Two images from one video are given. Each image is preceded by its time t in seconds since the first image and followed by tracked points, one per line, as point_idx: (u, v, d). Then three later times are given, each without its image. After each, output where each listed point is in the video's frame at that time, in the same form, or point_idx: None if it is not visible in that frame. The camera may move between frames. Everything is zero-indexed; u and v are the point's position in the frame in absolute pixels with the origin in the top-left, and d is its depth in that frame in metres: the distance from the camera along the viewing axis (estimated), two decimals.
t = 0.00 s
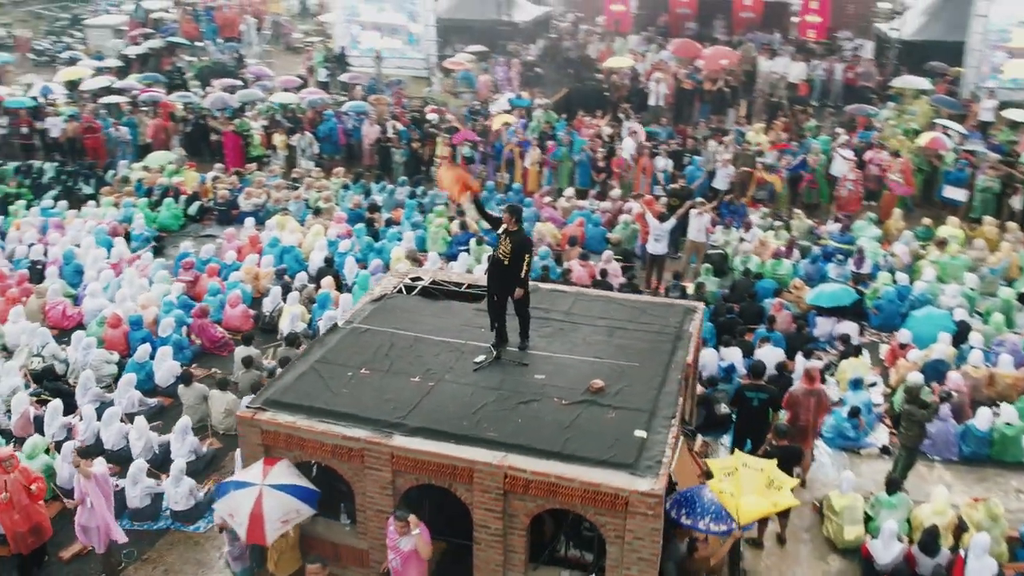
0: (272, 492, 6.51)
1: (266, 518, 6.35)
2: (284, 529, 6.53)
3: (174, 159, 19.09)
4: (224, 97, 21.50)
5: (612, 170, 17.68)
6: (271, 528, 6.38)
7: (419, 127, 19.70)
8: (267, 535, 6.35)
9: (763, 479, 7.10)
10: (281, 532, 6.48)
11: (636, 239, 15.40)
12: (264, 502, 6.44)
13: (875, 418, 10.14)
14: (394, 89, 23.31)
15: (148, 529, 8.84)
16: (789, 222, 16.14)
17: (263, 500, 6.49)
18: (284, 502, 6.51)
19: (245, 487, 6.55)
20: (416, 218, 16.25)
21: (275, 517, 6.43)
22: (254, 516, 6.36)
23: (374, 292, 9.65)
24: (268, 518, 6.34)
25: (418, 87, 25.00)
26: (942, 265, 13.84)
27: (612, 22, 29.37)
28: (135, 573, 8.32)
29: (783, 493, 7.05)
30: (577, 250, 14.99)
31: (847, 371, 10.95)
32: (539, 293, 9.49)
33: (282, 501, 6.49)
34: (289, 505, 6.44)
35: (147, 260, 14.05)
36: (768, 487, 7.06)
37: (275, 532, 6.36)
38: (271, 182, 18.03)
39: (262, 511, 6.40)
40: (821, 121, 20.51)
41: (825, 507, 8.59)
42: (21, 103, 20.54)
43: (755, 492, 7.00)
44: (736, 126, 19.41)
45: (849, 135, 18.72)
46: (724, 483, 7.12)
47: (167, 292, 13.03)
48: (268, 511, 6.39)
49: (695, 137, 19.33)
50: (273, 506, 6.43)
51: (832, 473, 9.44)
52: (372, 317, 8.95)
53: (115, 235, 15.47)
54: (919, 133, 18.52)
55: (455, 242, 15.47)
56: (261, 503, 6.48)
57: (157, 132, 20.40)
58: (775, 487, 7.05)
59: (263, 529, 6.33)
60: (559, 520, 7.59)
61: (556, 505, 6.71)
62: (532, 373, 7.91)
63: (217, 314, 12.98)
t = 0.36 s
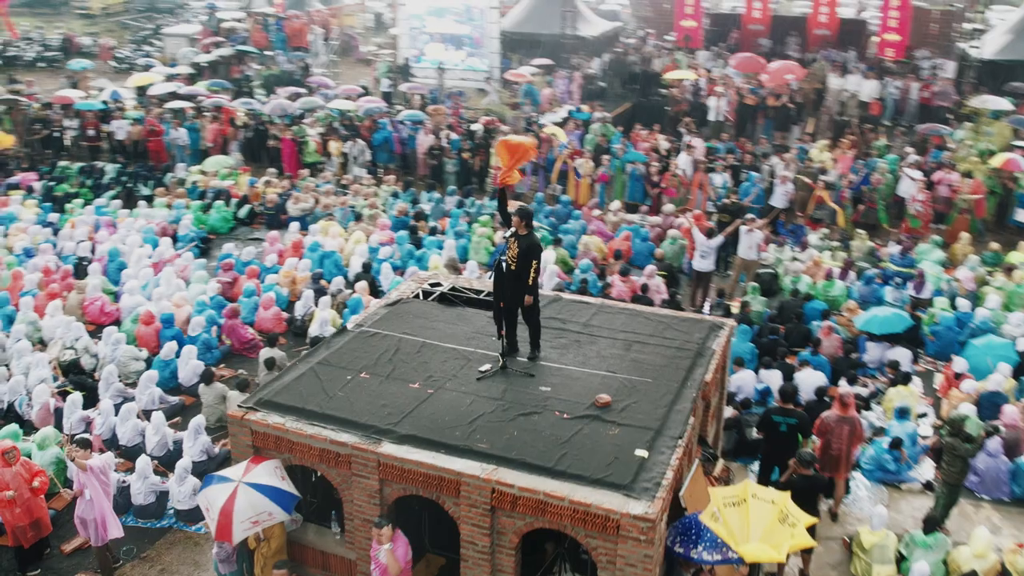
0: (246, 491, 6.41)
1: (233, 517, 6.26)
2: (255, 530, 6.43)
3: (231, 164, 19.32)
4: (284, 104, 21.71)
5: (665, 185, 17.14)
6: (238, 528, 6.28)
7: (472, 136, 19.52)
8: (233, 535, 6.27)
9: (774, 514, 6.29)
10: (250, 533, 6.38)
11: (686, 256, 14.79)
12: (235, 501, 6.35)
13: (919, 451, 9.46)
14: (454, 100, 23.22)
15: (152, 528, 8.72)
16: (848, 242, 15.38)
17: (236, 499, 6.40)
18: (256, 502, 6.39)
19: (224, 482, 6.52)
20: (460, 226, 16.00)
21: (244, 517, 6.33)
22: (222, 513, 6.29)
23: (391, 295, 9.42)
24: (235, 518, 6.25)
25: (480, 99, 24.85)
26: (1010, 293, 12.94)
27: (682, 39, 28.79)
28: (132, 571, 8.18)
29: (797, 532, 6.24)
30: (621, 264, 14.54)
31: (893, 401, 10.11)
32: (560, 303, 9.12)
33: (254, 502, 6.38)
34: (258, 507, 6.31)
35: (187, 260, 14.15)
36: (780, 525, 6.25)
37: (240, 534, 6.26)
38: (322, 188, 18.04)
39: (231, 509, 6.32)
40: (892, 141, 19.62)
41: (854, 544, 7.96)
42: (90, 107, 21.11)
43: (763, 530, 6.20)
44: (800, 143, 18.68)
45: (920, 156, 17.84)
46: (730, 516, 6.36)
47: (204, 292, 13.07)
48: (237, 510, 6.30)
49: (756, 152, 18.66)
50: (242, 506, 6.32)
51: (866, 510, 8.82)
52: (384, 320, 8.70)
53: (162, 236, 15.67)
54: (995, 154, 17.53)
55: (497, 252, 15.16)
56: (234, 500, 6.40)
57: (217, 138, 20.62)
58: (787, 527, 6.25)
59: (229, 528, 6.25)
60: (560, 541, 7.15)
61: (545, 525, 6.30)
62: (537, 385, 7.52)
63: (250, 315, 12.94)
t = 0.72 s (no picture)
0: (225, 487, 6.27)
1: (205, 514, 6.13)
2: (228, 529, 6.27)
3: (296, 170, 19.46)
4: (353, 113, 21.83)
5: (730, 202, 16.49)
6: (210, 526, 6.14)
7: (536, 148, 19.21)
8: (204, 532, 6.13)
9: (791, 556, 5.63)
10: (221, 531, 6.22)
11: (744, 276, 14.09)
12: (213, 495, 6.21)
13: (975, 491, 8.67)
14: (524, 114, 22.97)
15: (162, 524, 8.61)
16: (922, 267, 14.48)
17: (214, 493, 6.27)
18: (232, 500, 6.24)
19: (210, 474, 6.40)
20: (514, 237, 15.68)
21: (217, 514, 6.18)
22: (197, 506, 6.16)
23: (414, 299, 9.17)
24: (208, 513, 6.11)
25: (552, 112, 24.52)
26: None
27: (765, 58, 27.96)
28: (134, 566, 8.05)
29: None
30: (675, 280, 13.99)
31: (950, 434, 9.38)
32: (586, 314, 8.72)
33: (230, 499, 6.23)
34: (232, 506, 6.15)
35: (236, 261, 14.24)
36: (798, 567, 5.58)
37: (211, 530, 6.11)
38: (381, 196, 17.98)
39: (206, 503, 6.18)
40: (980, 164, 18.51)
41: None
42: (167, 111, 21.68)
43: (777, 568, 5.55)
44: (877, 163, 17.76)
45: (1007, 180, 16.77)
46: (739, 556, 5.69)
47: (248, 292, 13.07)
48: (211, 505, 6.15)
49: (830, 171, 17.83)
50: (217, 502, 6.18)
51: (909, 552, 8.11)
52: (401, 323, 8.45)
53: (218, 237, 15.82)
54: None
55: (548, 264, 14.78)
56: (212, 495, 6.26)
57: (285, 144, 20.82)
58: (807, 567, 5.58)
59: (201, 522, 6.10)
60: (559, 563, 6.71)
61: (533, 543, 5.89)
62: (545, 395, 7.13)
63: (291, 317, 12.86)
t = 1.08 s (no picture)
0: (210, 485, 6.23)
1: (188, 510, 6.09)
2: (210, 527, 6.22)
3: (363, 181, 19.50)
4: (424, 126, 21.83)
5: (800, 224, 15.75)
6: (192, 522, 6.09)
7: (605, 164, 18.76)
8: (185, 529, 6.09)
9: None
10: (204, 529, 6.17)
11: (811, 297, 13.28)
12: (197, 493, 6.18)
13: None
14: (598, 130, 22.58)
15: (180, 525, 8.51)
16: (1005, 299, 13.48)
17: (199, 491, 6.23)
18: (215, 498, 6.20)
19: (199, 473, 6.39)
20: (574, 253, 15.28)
21: (200, 511, 6.13)
22: (181, 501, 6.12)
23: (442, 309, 8.94)
24: (191, 510, 6.06)
25: (628, 130, 24.03)
26: None
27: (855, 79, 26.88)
28: (143, 565, 7.98)
29: None
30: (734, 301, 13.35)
31: (1018, 475, 8.56)
32: (617, 331, 8.31)
33: (213, 497, 6.19)
34: (216, 503, 6.12)
35: (289, 267, 14.29)
36: None
37: (193, 527, 6.05)
38: (445, 208, 17.81)
39: (190, 500, 6.13)
40: None
41: None
42: (245, 121, 22.25)
43: None
44: (964, 188, 16.72)
45: None
46: None
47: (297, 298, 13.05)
48: (195, 502, 6.11)
49: (912, 194, 16.87)
50: (201, 500, 6.13)
51: None
52: (422, 332, 8.22)
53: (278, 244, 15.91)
54: None
55: (604, 282, 14.34)
56: (197, 493, 6.22)
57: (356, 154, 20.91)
58: None
59: (184, 519, 6.05)
60: None
61: (521, 568, 5.52)
62: (556, 412, 6.76)
63: (336, 325, 12.77)
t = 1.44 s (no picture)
0: (203, 497, 6.20)
1: (179, 520, 6.07)
2: (201, 539, 6.16)
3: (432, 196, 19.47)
4: (497, 143, 21.69)
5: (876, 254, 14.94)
6: (182, 533, 6.05)
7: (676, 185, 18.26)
8: (176, 539, 6.05)
9: None
10: (194, 541, 6.11)
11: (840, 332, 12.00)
12: (190, 504, 6.16)
13: None
14: (674, 150, 22.06)
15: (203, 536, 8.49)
16: None
17: (192, 503, 6.21)
18: (207, 510, 6.16)
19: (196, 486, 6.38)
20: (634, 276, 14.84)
21: (191, 523, 6.09)
22: (173, 512, 6.11)
23: (472, 328, 8.71)
24: (181, 521, 6.02)
25: (707, 151, 23.41)
26: None
27: (954, 103, 25.59)
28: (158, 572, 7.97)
29: None
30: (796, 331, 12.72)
31: None
32: (649, 357, 7.93)
33: (205, 509, 6.15)
34: (204, 515, 6.07)
35: (346, 280, 14.31)
36: None
37: (182, 538, 6.01)
38: (509, 226, 17.62)
39: (182, 512, 6.11)
40: None
41: None
42: (324, 135, 22.50)
43: None
44: None
45: None
46: None
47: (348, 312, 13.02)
48: (186, 513, 6.08)
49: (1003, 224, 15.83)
50: (192, 511, 6.10)
51: None
52: (446, 351, 8.01)
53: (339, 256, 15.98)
54: None
55: (663, 306, 13.85)
56: (190, 504, 6.20)
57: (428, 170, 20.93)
58: None
59: (174, 530, 6.02)
60: None
61: None
62: (566, 442, 6.43)
63: (385, 340, 12.68)
